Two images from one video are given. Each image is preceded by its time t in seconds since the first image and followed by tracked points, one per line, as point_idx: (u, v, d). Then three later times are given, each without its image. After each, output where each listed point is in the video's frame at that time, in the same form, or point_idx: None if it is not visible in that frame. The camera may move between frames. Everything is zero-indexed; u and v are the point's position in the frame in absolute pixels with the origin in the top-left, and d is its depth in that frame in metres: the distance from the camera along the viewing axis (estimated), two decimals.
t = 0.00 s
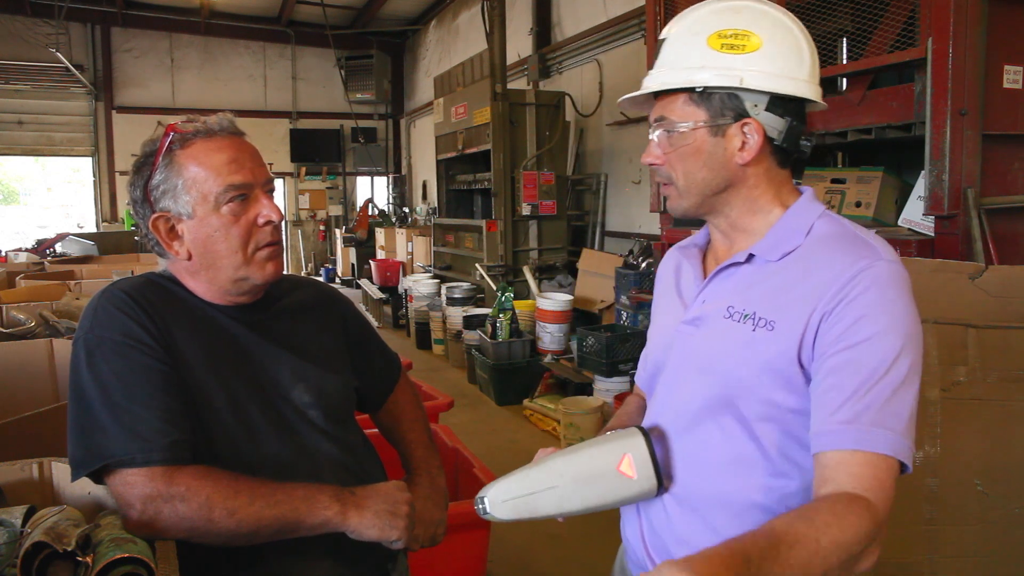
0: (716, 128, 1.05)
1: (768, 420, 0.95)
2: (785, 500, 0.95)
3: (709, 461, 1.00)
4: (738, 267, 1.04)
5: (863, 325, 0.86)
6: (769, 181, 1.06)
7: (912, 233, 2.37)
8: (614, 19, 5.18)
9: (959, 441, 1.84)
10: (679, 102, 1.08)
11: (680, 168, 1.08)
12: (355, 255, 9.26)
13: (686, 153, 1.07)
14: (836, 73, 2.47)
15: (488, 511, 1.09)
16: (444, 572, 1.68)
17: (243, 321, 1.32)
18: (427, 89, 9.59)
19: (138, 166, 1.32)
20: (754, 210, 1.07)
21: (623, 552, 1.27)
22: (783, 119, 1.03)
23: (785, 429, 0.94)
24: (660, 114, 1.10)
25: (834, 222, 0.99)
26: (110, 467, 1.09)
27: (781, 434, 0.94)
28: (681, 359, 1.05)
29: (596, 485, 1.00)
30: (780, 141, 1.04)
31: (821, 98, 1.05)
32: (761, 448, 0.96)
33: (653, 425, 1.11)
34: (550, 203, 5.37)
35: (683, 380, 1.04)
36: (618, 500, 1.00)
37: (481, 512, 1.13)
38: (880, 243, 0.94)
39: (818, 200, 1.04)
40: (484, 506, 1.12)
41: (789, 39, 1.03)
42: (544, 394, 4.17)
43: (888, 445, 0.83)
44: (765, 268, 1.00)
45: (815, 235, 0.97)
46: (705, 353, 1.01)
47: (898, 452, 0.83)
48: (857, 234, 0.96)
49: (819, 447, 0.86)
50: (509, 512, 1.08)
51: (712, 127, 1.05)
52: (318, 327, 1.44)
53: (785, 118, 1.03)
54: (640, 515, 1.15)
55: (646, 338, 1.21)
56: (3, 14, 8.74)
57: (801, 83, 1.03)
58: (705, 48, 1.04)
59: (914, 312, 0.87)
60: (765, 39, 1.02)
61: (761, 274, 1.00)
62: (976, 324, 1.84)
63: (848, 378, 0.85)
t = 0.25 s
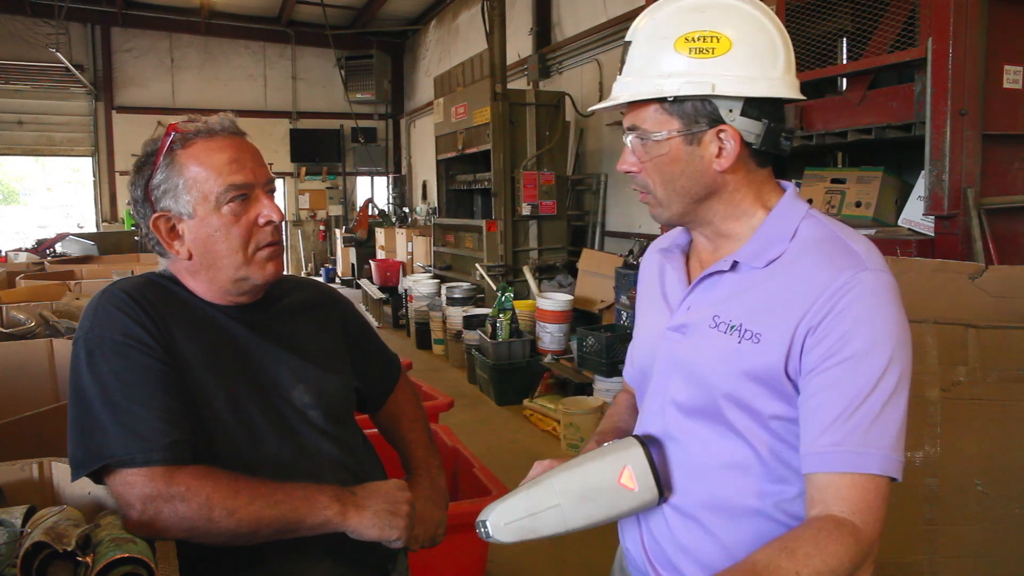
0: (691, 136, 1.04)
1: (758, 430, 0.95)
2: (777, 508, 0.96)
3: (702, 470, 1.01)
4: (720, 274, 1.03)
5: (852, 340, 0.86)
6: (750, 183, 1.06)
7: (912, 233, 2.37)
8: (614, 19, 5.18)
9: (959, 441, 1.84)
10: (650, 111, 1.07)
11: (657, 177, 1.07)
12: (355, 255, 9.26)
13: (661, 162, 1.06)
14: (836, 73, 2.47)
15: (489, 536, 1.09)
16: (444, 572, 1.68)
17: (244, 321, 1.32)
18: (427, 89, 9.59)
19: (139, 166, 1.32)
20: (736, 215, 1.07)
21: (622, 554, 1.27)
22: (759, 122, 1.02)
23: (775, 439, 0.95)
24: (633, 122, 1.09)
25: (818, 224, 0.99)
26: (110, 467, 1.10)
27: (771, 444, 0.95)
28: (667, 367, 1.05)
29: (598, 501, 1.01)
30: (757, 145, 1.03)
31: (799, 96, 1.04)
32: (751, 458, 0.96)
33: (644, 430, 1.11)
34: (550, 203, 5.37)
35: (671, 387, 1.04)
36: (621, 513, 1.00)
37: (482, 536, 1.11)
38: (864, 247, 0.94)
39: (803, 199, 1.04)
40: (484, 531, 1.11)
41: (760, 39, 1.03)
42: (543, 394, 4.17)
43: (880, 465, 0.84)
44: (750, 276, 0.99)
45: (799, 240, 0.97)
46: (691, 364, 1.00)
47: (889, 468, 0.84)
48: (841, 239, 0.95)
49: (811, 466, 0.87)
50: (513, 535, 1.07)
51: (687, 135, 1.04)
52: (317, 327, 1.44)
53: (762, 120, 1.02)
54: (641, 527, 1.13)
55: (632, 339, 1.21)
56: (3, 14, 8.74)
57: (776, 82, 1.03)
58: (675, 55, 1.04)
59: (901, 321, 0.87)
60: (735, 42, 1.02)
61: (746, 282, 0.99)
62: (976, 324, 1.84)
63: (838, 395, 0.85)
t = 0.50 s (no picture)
0: (679, 141, 1.04)
1: (757, 434, 0.95)
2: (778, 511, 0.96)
3: (700, 475, 1.01)
4: (713, 278, 1.02)
5: (853, 345, 0.86)
6: (738, 186, 1.05)
7: (912, 233, 2.37)
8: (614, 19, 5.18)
9: (958, 441, 1.84)
10: (636, 116, 1.06)
11: (644, 181, 1.07)
12: (355, 255, 9.26)
13: (649, 167, 1.06)
14: (835, 73, 2.47)
15: (489, 552, 1.08)
16: (443, 572, 1.68)
17: (243, 321, 1.32)
18: (427, 89, 9.59)
19: (139, 165, 1.32)
20: (724, 218, 1.07)
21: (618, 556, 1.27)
22: (748, 126, 1.03)
23: (775, 443, 0.95)
24: (617, 125, 1.09)
25: (811, 225, 0.99)
26: (110, 467, 1.10)
27: (772, 449, 0.95)
28: (663, 372, 1.04)
29: (597, 512, 1.01)
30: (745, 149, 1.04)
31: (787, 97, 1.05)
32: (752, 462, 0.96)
33: (639, 436, 1.11)
34: (550, 203, 5.37)
35: (666, 392, 1.03)
36: (620, 522, 1.01)
37: (481, 551, 1.11)
38: (858, 249, 0.94)
39: (792, 199, 1.04)
40: (482, 546, 1.10)
41: (746, 41, 1.03)
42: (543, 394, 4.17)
43: (890, 472, 0.84)
44: (744, 280, 0.99)
45: (793, 242, 0.97)
46: (687, 368, 1.00)
47: (898, 473, 0.85)
48: (835, 241, 0.95)
49: (819, 474, 0.87)
50: (511, 550, 1.06)
51: (675, 140, 1.04)
52: (316, 328, 1.44)
53: (750, 124, 1.03)
54: (638, 531, 1.13)
55: (622, 340, 1.20)
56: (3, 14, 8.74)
57: (764, 84, 1.03)
58: (662, 58, 1.04)
59: (898, 323, 0.87)
60: (722, 45, 1.02)
61: (741, 286, 0.99)
62: (976, 324, 1.84)
63: (841, 399, 0.86)
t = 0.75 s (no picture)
0: (678, 138, 1.04)
1: (757, 433, 0.96)
2: (780, 509, 0.96)
3: (701, 474, 1.01)
4: (712, 277, 1.02)
5: (854, 343, 0.86)
6: (737, 185, 1.06)
7: (912, 233, 2.37)
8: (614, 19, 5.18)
9: (958, 442, 1.84)
10: (637, 112, 1.06)
11: (644, 178, 1.07)
12: (355, 255, 9.26)
13: (649, 163, 1.05)
14: (836, 73, 2.47)
15: (493, 557, 1.08)
16: (443, 572, 1.68)
17: (243, 321, 1.32)
18: (427, 89, 9.59)
19: (139, 165, 1.32)
20: (723, 215, 1.07)
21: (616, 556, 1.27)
22: (748, 124, 1.03)
23: (776, 442, 0.95)
24: (618, 121, 1.09)
25: (808, 224, 0.99)
26: (110, 467, 1.10)
27: (773, 447, 0.95)
28: (662, 371, 1.04)
29: (600, 515, 1.01)
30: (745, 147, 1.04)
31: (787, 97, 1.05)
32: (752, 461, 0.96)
33: (639, 436, 1.11)
34: (550, 203, 5.37)
35: (666, 391, 1.03)
36: (623, 523, 1.01)
37: (486, 557, 1.11)
38: (856, 247, 0.94)
39: (789, 198, 1.04)
40: (487, 551, 1.10)
41: (747, 39, 1.03)
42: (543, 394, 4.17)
43: (892, 466, 0.84)
44: (743, 279, 0.99)
45: (790, 240, 0.97)
46: (687, 367, 1.00)
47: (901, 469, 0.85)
48: (833, 239, 0.96)
49: (823, 471, 0.87)
50: (517, 556, 1.06)
51: (674, 137, 1.04)
52: (316, 327, 1.44)
53: (750, 122, 1.03)
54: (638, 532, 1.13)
55: (618, 340, 1.20)
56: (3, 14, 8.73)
57: (764, 83, 1.03)
58: (663, 55, 1.04)
59: (897, 320, 0.88)
60: (724, 43, 1.02)
61: (740, 285, 0.99)
62: (977, 324, 1.84)
63: (843, 397, 0.86)
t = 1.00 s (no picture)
0: (686, 136, 1.04)
1: (763, 430, 0.96)
2: (784, 506, 0.96)
3: (705, 472, 1.01)
4: (719, 274, 1.02)
5: (861, 339, 0.86)
6: (742, 184, 1.06)
7: (912, 233, 2.37)
8: (614, 19, 5.18)
9: (958, 442, 1.84)
10: (646, 109, 1.06)
11: (650, 174, 1.07)
12: (355, 255, 9.26)
13: (656, 160, 1.05)
14: (835, 73, 2.47)
15: (498, 550, 1.07)
16: (443, 572, 1.68)
17: (243, 321, 1.32)
18: (427, 89, 9.59)
19: (138, 165, 1.32)
20: (729, 214, 1.07)
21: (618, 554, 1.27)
22: (755, 124, 1.03)
23: (782, 439, 0.95)
24: (626, 118, 1.08)
25: (814, 223, 0.99)
26: (110, 467, 1.10)
27: (779, 444, 0.95)
28: (667, 368, 1.04)
29: (605, 508, 1.01)
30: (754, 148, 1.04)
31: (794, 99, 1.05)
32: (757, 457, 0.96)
33: (644, 434, 1.10)
34: (550, 203, 5.37)
35: (672, 388, 1.03)
36: (627, 519, 1.01)
37: (491, 550, 1.09)
38: (861, 245, 0.94)
39: (794, 198, 1.04)
40: (491, 544, 1.09)
41: (758, 40, 1.04)
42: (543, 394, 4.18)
43: (899, 461, 0.85)
44: (750, 276, 0.99)
45: (796, 239, 0.97)
46: (693, 365, 1.00)
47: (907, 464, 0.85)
48: (839, 237, 0.96)
49: (828, 466, 0.87)
50: (521, 548, 1.05)
51: (683, 134, 1.04)
52: (316, 327, 1.44)
53: (757, 123, 1.03)
54: (642, 530, 1.13)
55: (621, 338, 1.20)
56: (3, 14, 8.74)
57: (772, 85, 1.03)
58: (673, 53, 1.04)
59: (902, 318, 0.88)
60: (734, 43, 1.02)
61: (746, 282, 0.99)
62: (977, 324, 1.84)
63: (849, 393, 0.86)
